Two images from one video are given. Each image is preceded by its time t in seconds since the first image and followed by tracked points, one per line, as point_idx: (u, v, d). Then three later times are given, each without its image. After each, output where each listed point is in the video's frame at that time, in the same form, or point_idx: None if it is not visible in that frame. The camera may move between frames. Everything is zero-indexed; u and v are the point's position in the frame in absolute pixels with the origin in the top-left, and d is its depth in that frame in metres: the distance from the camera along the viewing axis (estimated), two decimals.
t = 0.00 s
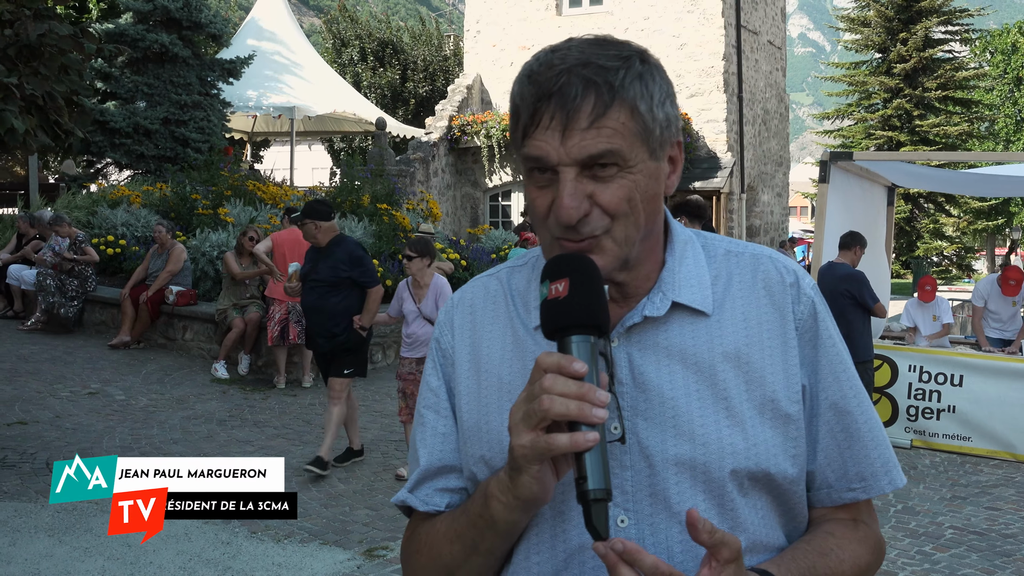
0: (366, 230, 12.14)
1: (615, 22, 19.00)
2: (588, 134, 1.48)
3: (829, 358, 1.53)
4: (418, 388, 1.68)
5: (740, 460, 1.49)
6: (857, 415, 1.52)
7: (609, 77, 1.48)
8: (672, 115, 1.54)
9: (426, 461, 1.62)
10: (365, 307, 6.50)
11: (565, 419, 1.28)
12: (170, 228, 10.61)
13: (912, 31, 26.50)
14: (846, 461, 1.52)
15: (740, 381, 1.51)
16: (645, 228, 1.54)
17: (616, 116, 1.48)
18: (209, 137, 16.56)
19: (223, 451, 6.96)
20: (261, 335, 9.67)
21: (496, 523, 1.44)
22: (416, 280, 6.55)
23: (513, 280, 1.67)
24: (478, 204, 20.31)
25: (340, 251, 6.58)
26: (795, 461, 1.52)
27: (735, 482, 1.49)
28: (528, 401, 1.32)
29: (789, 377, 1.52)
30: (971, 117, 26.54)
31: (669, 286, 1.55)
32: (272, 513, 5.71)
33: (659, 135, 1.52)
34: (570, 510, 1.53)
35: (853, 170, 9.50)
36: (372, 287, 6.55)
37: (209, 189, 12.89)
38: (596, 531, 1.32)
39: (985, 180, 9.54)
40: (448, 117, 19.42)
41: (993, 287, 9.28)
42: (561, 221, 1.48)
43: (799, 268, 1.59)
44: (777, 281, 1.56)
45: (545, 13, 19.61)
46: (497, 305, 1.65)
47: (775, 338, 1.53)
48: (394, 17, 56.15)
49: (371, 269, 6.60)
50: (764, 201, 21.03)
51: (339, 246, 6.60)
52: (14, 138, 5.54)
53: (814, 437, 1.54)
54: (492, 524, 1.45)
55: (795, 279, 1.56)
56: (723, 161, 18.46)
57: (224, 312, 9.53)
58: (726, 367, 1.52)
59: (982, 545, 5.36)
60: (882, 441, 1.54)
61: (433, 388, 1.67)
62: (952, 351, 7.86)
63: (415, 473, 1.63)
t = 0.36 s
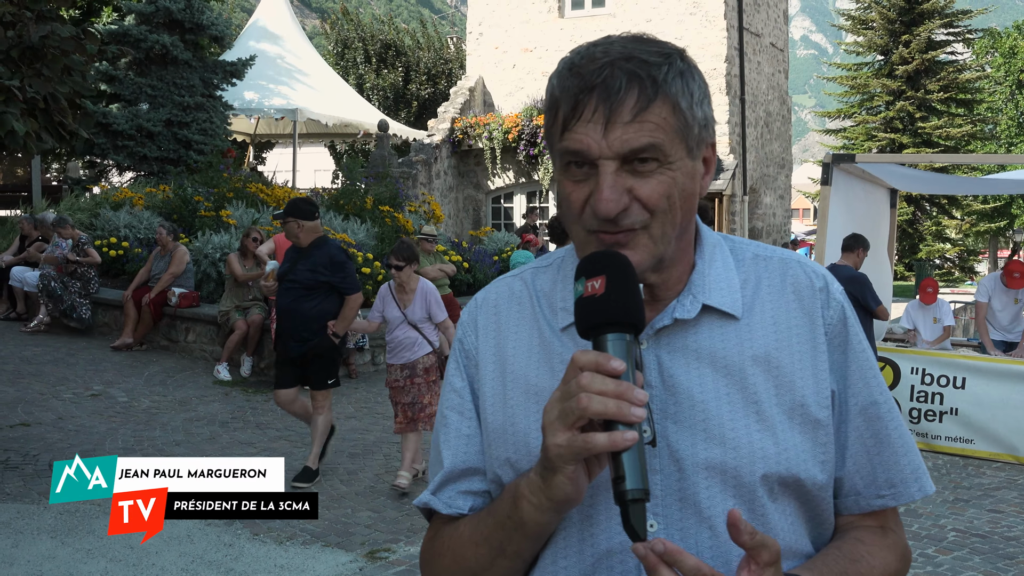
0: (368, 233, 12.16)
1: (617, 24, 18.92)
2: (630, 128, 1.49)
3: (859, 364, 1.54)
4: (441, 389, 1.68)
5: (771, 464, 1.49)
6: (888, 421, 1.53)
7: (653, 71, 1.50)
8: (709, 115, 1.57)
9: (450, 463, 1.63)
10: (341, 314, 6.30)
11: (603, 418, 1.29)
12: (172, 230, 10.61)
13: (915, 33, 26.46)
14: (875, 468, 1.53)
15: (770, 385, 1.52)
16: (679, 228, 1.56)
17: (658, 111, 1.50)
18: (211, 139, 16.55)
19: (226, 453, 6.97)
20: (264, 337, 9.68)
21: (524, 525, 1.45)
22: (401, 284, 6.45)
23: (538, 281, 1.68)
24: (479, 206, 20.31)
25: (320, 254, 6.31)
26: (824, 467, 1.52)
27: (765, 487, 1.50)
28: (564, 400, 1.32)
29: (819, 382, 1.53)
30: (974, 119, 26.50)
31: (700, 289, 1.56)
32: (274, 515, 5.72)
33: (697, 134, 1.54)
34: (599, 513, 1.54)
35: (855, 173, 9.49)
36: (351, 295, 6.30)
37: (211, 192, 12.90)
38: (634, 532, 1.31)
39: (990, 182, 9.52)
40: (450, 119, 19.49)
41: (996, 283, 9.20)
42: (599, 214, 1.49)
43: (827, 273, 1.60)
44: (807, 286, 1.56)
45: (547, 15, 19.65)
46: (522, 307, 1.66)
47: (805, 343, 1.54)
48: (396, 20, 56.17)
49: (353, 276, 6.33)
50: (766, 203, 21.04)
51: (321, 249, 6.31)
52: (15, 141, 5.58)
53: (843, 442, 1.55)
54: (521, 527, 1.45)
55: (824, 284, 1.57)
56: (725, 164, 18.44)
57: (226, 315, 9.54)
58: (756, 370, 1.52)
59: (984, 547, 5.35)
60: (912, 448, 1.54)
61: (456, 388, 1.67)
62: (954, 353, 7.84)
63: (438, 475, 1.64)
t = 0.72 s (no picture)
0: (370, 235, 12.17)
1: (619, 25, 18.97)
2: (650, 112, 1.52)
3: (889, 361, 1.55)
4: (458, 387, 1.69)
5: (800, 462, 1.51)
6: (919, 418, 1.53)
7: (672, 56, 1.54)
8: (729, 102, 1.60)
9: (469, 463, 1.63)
10: (327, 317, 6.24)
11: (631, 410, 1.29)
12: (175, 231, 10.61)
13: (917, 35, 26.45)
14: (906, 465, 1.54)
15: (798, 379, 1.54)
16: (705, 217, 1.59)
17: (678, 95, 1.53)
18: (214, 141, 16.56)
19: (228, 454, 6.98)
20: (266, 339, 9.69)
21: (549, 524, 1.45)
22: (390, 290, 6.27)
23: (558, 277, 1.70)
24: (481, 207, 20.32)
25: (298, 256, 6.20)
26: (854, 465, 1.54)
27: (795, 486, 1.51)
28: (591, 392, 1.32)
29: (848, 377, 1.54)
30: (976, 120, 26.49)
31: (725, 283, 1.58)
32: (277, 516, 5.72)
33: (718, 120, 1.58)
34: (623, 509, 1.56)
35: (857, 174, 9.48)
36: (334, 296, 6.25)
37: (214, 194, 12.91)
38: (663, 526, 1.32)
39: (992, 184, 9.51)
40: (452, 120, 19.54)
41: (999, 290, 9.21)
42: (621, 201, 1.52)
43: (853, 266, 1.61)
44: (834, 279, 1.58)
45: (549, 17, 19.69)
46: (543, 304, 1.68)
47: (832, 338, 1.55)
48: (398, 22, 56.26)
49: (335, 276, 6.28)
50: (768, 205, 21.01)
51: (298, 250, 6.22)
52: (18, 143, 5.59)
53: (873, 438, 1.56)
54: (546, 526, 1.46)
55: (851, 278, 1.58)
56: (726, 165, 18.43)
57: (229, 316, 9.56)
58: (784, 364, 1.54)
59: (987, 549, 5.35)
60: (944, 445, 1.55)
61: (475, 387, 1.68)
62: (956, 355, 7.83)
63: (458, 474, 1.64)
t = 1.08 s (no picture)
0: (372, 236, 12.17)
1: (620, 26, 18.99)
2: (686, 107, 1.53)
3: (912, 373, 1.55)
4: (475, 375, 1.70)
5: (816, 470, 1.51)
6: (941, 433, 1.53)
7: (712, 53, 1.55)
8: (767, 104, 1.61)
9: (480, 452, 1.64)
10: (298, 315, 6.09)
11: (647, 412, 1.29)
12: (178, 233, 10.50)
13: (918, 36, 26.45)
14: (925, 480, 1.54)
15: (819, 386, 1.54)
16: (733, 218, 1.60)
17: (716, 93, 1.54)
18: (215, 143, 16.55)
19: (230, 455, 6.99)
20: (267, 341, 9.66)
21: (559, 520, 1.45)
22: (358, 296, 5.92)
23: (581, 271, 1.70)
24: (483, 209, 20.31)
25: (269, 252, 6.10)
26: (871, 476, 1.54)
27: (810, 493, 1.52)
28: (607, 391, 1.32)
29: (871, 387, 1.54)
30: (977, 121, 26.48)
31: (749, 286, 1.59)
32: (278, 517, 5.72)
33: (754, 122, 1.59)
34: (634, 509, 1.56)
35: (859, 175, 9.46)
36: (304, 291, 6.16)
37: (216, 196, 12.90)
38: (672, 531, 1.31)
39: (993, 185, 9.50)
40: (453, 122, 19.53)
41: (1000, 289, 9.24)
42: (649, 195, 1.53)
43: (882, 276, 1.62)
44: (861, 288, 1.58)
45: (550, 18, 19.71)
46: (564, 296, 1.68)
47: (857, 346, 1.55)
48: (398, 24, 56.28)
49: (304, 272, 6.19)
50: (770, 206, 20.99)
51: (267, 247, 6.11)
52: (18, 145, 5.59)
53: (892, 451, 1.56)
54: (555, 521, 1.46)
55: (880, 287, 1.58)
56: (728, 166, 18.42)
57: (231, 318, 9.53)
58: (805, 371, 1.55)
59: (989, 550, 5.34)
60: (965, 463, 1.55)
61: (491, 375, 1.69)
62: (959, 355, 7.81)
63: (469, 462, 1.65)
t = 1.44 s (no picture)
0: (374, 239, 12.17)
1: (622, 29, 19.01)
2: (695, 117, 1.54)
3: (913, 380, 1.56)
4: (480, 384, 1.69)
5: (822, 478, 1.52)
6: (942, 439, 1.54)
7: (724, 64, 1.55)
8: (777, 117, 1.63)
9: (488, 461, 1.63)
10: (276, 328, 5.74)
11: (661, 423, 1.29)
12: (180, 235, 10.57)
13: (919, 38, 26.48)
14: (926, 486, 1.55)
15: (824, 395, 1.55)
16: (737, 228, 1.61)
17: (725, 103, 1.55)
18: (216, 145, 16.57)
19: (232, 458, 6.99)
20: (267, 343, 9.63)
21: (570, 529, 1.46)
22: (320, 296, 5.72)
23: (585, 279, 1.70)
24: (484, 211, 20.31)
25: (251, 260, 5.76)
26: (874, 483, 1.55)
27: (816, 501, 1.53)
28: (622, 402, 1.33)
29: (873, 396, 1.55)
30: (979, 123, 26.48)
31: (755, 295, 1.60)
32: (280, 520, 5.72)
33: (764, 134, 1.60)
34: (645, 518, 1.56)
35: (861, 177, 9.46)
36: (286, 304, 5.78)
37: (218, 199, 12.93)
38: (689, 539, 1.33)
39: (994, 187, 9.50)
40: (455, 124, 19.53)
41: (1001, 286, 9.24)
42: (654, 202, 1.53)
43: (884, 285, 1.63)
44: (864, 297, 1.59)
45: (552, 21, 19.75)
46: (569, 305, 1.68)
47: (860, 354, 1.56)
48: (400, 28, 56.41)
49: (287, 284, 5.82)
50: (771, 208, 20.98)
51: (251, 255, 5.79)
52: (21, 148, 5.60)
53: (894, 458, 1.57)
54: (567, 530, 1.46)
55: (882, 296, 1.59)
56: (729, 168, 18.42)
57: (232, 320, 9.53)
58: (810, 380, 1.55)
59: (990, 552, 5.34)
60: (964, 467, 1.56)
61: (497, 385, 1.68)
62: (960, 358, 7.81)
63: (477, 472, 1.64)
